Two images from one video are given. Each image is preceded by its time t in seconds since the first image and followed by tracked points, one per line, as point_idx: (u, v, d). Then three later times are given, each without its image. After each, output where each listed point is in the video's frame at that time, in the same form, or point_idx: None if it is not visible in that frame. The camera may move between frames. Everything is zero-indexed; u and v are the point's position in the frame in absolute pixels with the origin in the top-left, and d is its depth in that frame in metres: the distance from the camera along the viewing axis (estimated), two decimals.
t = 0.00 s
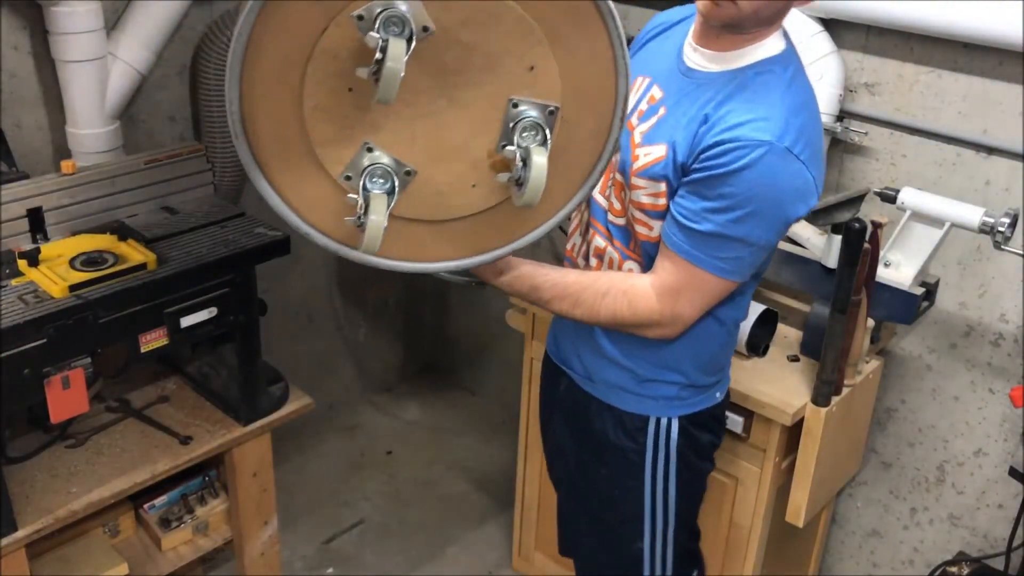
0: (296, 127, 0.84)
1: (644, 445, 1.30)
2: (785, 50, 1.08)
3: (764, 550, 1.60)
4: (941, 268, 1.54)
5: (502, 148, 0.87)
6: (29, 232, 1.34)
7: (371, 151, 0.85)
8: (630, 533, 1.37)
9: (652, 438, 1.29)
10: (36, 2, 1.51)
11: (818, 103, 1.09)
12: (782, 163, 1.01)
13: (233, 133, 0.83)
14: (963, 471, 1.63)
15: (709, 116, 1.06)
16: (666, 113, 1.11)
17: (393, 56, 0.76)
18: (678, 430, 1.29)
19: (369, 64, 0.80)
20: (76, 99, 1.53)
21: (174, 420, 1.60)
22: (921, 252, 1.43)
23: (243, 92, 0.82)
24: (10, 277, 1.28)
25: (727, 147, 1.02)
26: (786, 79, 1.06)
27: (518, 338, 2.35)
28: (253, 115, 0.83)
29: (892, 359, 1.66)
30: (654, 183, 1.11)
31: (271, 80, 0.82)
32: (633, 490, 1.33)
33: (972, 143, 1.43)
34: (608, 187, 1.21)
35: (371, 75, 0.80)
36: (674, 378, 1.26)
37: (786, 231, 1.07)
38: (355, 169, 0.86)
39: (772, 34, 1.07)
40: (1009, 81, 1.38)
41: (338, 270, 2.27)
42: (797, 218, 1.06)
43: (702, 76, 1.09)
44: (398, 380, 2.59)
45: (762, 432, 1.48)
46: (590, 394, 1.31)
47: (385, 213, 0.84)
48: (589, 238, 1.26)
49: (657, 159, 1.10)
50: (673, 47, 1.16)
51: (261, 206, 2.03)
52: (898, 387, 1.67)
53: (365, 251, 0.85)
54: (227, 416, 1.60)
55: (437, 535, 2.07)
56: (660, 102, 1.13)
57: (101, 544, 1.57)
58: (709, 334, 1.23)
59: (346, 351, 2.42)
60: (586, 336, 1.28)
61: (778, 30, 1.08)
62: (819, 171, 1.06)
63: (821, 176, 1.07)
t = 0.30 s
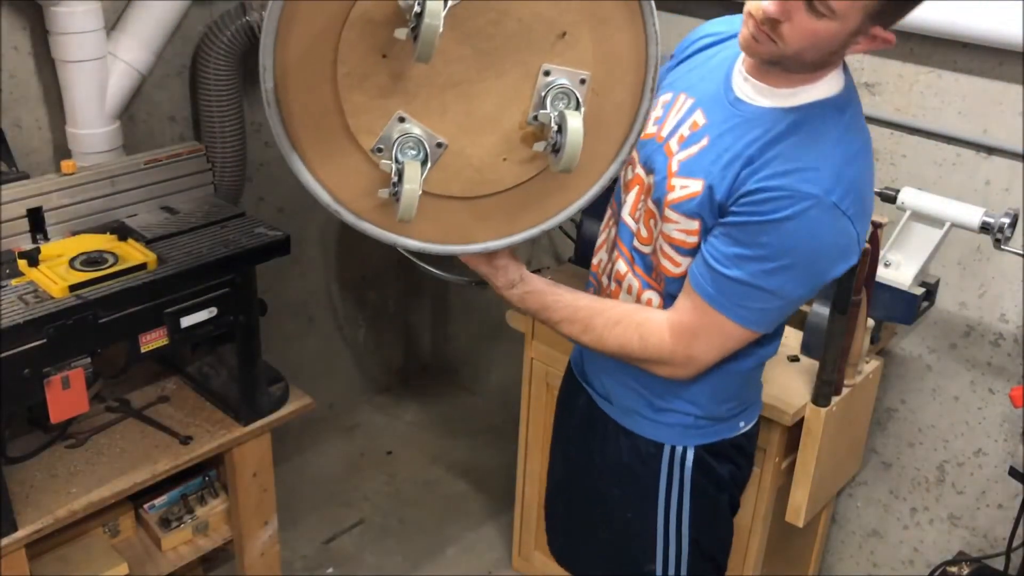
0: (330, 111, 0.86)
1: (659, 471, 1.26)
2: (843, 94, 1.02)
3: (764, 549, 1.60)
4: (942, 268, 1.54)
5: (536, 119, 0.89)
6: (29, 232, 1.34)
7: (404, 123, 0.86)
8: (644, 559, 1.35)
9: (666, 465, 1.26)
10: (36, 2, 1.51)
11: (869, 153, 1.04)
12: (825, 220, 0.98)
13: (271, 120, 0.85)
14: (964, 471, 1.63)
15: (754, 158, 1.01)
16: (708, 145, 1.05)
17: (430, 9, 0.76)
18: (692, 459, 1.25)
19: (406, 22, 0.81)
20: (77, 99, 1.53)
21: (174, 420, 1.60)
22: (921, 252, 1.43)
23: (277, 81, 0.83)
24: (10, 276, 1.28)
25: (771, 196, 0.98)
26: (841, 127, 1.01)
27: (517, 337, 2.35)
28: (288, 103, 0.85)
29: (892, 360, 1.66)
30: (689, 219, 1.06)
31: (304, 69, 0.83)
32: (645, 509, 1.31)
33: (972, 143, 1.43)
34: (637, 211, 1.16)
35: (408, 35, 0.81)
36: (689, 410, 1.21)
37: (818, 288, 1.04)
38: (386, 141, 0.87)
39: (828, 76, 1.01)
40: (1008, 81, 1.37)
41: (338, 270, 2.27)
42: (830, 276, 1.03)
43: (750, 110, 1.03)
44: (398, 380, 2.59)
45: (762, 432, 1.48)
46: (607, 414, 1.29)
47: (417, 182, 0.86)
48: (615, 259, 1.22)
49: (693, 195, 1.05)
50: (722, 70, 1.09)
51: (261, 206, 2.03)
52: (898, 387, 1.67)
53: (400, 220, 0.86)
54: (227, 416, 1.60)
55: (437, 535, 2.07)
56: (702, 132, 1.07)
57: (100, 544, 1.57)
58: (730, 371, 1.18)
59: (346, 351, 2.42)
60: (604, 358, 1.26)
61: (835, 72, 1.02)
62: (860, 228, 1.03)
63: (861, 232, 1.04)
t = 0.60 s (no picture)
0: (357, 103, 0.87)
1: (653, 480, 1.26)
2: (868, 123, 0.98)
3: (764, 549, 1.60)
4: (941, 268, 1.54)
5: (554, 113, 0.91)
6: (30, 232, 1.34)
7: (425, 103, 0.88)
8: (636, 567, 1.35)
9: (660, 472, 1.25)
10: (36, 2, 1.51)
11: (887, 186, 1.00)
12: (826, 251, 0.95)
13: (300, 112, 0.86)
14: (963, 471, 1.63)
15: (764, 179, 0.98)
16: (724, 161, 1.02)
17: None
18: (687, 469, 1.24)
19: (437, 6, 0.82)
20: (77, 99, 1.53)
21: (174, 420, 1.60)
22: (920, 252, 1.43)
23: (304, 75, 0.85)
24: (11, 277, 1.28)
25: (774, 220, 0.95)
26: (858, 157, 0.97)
27: (517, 337, 2.35)
28: (316, 96, 0.86)
29: (892, 359, 1.66)
30: (696, 234, 1.04)
31: (330, 62, 0.85)
32: (639, 516, 1.30)
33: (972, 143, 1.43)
34: (653, 219, 1.13)
35: (440, 19, 0.82)
36: (685, 420, 1.20)
37: (814, 319, 1.01)
38: (405, 120, 0.88)
39: (852, 103, 0.98)
40: (1009, 82, 1.38)
41: (338, 269, 2.27)
42: (828, 307, 1.00)
43: (769, 129, 1.00)
44: (399, 379, 2.59)
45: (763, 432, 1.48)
46: (609, 415, 1.29)
47: (435, 162, 0.87)
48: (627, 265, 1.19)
49: (702, 210, 1.02)
50: (752, 85, 1.06)
51: (260, 206, 2.03)
52: (898, 387, 1.67)
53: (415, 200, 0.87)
54: (227, 416, 1.61)
55: (437, 535, 2.07)
56: (721, 147, 1.04)
57: (100, 544, 1.57)
58: (731, 387, 1.17)
59: (346, 350, 2.42)
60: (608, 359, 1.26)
61: (862, 99, 0.98)
62: (865, 262, 1.00)
63: (866, 267, 1.01)
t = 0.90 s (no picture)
0: (376, 100, 0.88)
1: (646, 480, 1.25)
2: (875, 145, 0.98)
3: (764, 549, 1.60)
4: (941, 268, 1.54)
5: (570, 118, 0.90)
6: (30, 232, 1.34)
7: (443, 99, 0.87)
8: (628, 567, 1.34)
9: (652, 472, 1.24)
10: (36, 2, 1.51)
11: (890, 209, 1.00)
12: (821, 271, 0.95)
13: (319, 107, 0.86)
14: (963, 471, 1.63)
15: (765, 194, 0.98)
16: (729, 171, 1.02)
17: None
18: (678, 469, 1.23)
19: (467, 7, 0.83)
20: (77, 99, 1.53)
21: (174, 420, 1.60)
22: (921, 252, 1.43)
23: (326, 71, 0.85)
24: (11, 277, 1.28)
25: (772, 236, 0.95)
26: (862, 178, 0.97)
27: (517, 337, 2.35)
28: (337, 93, 0.86)
29: (892, 359, 1.66)
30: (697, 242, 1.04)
31: (354, 57, 0.85)
32: (634, 516, 1.30)
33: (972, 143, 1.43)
34: (658, 222, 1.13)
35: (469, 21, 0.83)
36: (679, 421, 1.20)
37: (806, 337, 1.01)
38: (423, 115, 0.88)
39: (861, 123, 0.97)
40: (1009, 82, 1.38)
41: (338, 269, 2.27)
42: (819, 327, 1.00)
43: (777, 142, 0.99)
44: (398, 379, 2.59)
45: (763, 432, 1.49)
46: (607, 413, 1.29)
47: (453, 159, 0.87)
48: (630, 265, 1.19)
49: (704, 219, 1.02)
50: (765, 95, 1.05)
51: (260, 206, 2.03)
52: (898, 387, 1.67)
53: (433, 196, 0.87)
54: (227, 416, 1.61)
55: (437, 535, 2.07)
56: (728, 156, 1.03)
57: (100, 544, 1.57)
58: (725, 392, 1.17)
59: (346, 350, 2.42)
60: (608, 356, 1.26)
61: (872, 120, 0.98)
62: (860, 284, 1.00)
63: (861, 290, 1.01)
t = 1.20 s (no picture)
0: (377, 116, 0.87)
1: (647, 481, 1.25)
2: (880, 149, 0.98)
3: (763, 549, 1.60)
4: (941, 268, 1.54)
5: (570, 135, 0.89)
6: (30, 232, 1.34)
7: (443, 116, 0.86)
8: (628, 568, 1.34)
9: (654, 473, 1.24)
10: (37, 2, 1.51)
11: (894, 214, 1.00)
12: (825, 277, 0.95)
13: (320, 121, 0.86)
14: (963, 471, 1.63)
15: (768, 199, 0.98)
16: (733, 174, 1.02)
17: (495, 18, 0.76)
18: (681, 471, 1.23)
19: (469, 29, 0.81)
20: (77, 99, 1.53)
21: (174, 420, 1.60)
22: (921, 252, 1.43)
23: (327, 83, 0.84)
24: (11, 277, 1.28)
25: (776, 241, 0.95)
26: (867, 182, 0.97)
27: (517, 338, 2.35)
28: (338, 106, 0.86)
29: (892, 359, 1.66)
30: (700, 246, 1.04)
31: (355, 70, 0.84)
32: (635, 516, 1.30)
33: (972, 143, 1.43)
34: (661, 225, 1.13)
35: (472, 43, 0.81)
36: (680, 423, 1.20)
37: (809, 342, 1.01)
38: (424, 131, 0.87)
39: (866, 126, 0.97)
40: (1009, 82, 1.38)
41: (338, 269, 2.27)
42: (822, 332, 1.00)
43: (780, 146, 0.99)
44: (399, 378, 2.59)
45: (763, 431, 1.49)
46: (607, 414, 1.29)
47: (454, 176, 0.85)
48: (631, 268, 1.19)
49: (706, 223, 1.02)
50: (769, 99, 1.05)
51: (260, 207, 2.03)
52: (898, 387, 1.67)
53: (434, 215, 0.85)
54: (227, 416, 1.61)
55: (437, 535, 2.07)
56: (732, 160, 1.03)
57: (100, 544, 1.57)
58: (726, 394, 1.17)
59: (346, 350, 2.42)
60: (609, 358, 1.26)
61: (876, 124, 0.98)
62: (864, 290, 0.99)
63: (865, 295, 1.00)
